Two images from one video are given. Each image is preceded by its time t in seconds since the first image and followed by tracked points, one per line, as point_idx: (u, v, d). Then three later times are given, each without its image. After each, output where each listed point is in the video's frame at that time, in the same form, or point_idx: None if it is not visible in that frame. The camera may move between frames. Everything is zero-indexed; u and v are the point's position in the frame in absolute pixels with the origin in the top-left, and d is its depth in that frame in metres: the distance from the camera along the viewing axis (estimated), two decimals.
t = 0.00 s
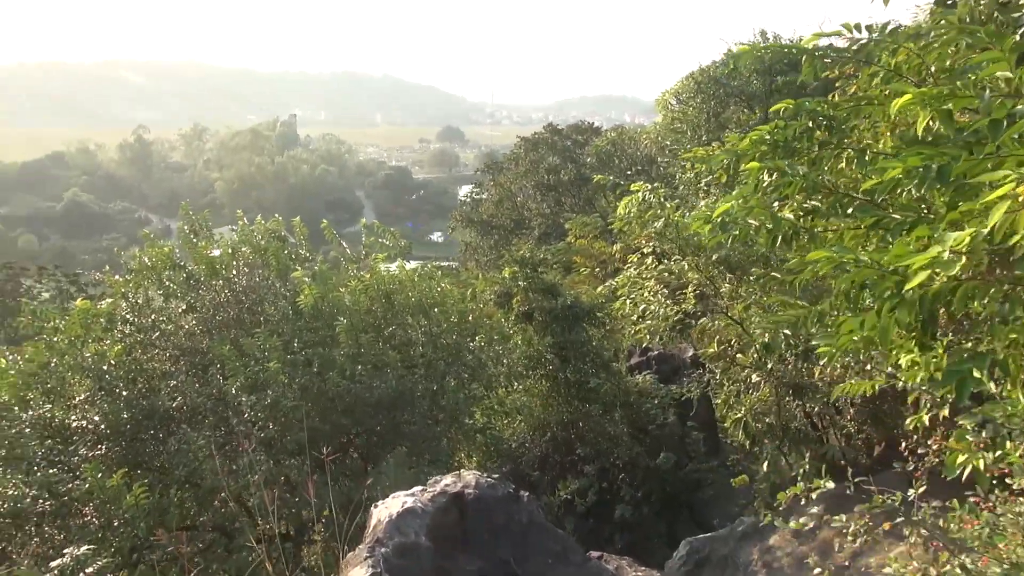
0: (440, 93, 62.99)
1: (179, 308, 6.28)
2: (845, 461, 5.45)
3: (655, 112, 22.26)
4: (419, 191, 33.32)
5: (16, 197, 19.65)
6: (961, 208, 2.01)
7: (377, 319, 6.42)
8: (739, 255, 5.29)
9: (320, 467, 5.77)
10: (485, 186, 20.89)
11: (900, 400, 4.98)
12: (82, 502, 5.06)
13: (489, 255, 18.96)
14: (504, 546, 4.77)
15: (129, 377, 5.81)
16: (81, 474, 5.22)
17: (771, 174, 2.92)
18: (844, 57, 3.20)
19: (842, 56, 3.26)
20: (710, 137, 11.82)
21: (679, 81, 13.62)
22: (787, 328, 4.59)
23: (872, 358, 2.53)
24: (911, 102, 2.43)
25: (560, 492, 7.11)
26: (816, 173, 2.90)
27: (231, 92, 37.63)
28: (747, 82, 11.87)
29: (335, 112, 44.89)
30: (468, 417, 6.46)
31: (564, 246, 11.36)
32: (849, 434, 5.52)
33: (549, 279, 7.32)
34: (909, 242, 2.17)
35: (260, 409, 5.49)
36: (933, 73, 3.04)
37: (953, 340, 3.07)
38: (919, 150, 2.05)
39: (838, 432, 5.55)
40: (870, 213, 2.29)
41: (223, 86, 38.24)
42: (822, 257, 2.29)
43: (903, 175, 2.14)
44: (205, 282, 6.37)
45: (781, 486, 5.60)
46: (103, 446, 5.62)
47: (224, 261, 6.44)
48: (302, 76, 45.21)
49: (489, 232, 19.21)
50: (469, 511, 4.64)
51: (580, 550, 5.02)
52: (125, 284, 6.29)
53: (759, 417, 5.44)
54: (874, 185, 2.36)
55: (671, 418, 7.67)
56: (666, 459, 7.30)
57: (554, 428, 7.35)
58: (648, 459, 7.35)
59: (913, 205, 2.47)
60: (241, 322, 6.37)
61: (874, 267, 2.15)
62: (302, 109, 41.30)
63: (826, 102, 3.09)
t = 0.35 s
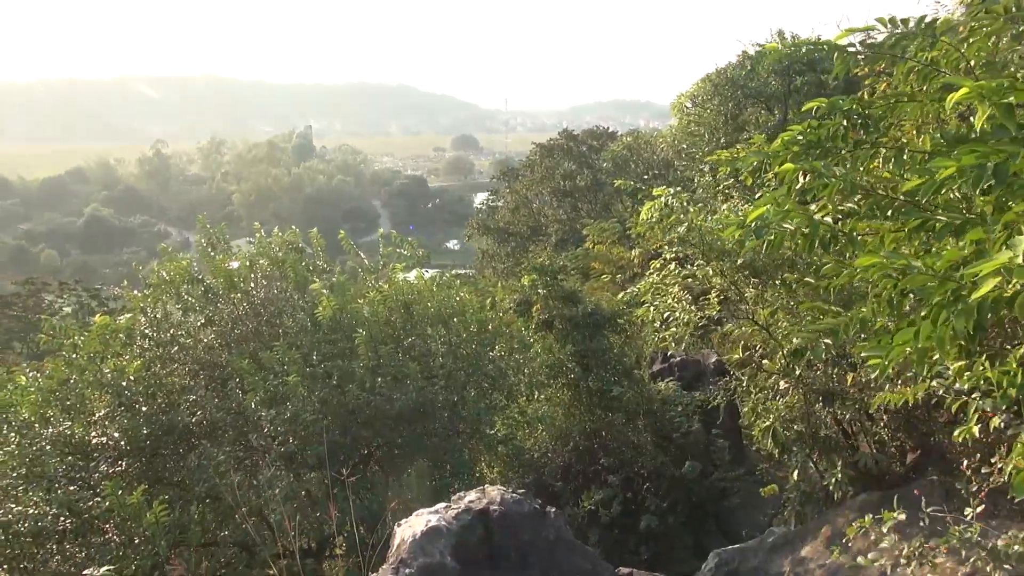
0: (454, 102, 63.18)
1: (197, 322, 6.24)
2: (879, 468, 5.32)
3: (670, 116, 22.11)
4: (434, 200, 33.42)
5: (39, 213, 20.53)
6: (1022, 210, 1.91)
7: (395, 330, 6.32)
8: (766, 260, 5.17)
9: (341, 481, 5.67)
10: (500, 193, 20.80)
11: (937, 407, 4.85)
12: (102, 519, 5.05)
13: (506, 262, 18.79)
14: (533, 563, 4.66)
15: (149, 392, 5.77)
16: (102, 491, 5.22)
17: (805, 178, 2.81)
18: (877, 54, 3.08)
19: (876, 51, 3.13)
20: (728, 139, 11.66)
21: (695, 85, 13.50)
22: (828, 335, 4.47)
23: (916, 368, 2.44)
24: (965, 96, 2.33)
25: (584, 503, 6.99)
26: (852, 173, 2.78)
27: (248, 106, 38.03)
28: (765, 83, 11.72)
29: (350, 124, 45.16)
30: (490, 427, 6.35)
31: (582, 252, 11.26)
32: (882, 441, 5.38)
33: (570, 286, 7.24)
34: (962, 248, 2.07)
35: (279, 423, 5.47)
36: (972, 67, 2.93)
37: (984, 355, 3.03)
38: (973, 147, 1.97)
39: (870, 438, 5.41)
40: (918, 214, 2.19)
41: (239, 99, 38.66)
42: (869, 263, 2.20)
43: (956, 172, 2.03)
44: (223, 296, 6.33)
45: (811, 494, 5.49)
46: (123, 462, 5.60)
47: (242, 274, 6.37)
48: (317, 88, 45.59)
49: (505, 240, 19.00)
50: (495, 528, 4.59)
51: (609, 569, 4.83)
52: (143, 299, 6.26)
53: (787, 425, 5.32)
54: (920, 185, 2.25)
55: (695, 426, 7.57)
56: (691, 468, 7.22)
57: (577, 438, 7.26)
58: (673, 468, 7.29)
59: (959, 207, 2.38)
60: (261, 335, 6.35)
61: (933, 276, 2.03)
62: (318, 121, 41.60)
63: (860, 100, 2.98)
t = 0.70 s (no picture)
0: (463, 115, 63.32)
1: (204, 337, 6.17)
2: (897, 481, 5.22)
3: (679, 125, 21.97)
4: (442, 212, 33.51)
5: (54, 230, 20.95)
6: None
7: (404, 344, 6.19)
8: (781, 269, 5.06)
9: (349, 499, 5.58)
10: (508, 205, 20.72)
11: (963, 418, 4.71)
12: (106, 539, 5.00)
13: (515, 274, 18.64)
14: None
15: (155, 410, 5.69)
16: (106, 511, 5.17)
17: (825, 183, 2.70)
18: (900, 52, 2.94)
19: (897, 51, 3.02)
20: (738, 147, 11.53)
21: (702, 93, 13.42)
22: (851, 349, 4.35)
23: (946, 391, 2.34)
24: (1000, 93, 2.22)
25: (596, 519, 6.89)
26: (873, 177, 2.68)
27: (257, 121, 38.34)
28: (775, 90, 11.60)
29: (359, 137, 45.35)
30: (500, 442, 6.24)
31: (591, 262, 11.17)
32: (903, 456, 5.26)
33: (580, 297, 7.15)
34: (1001, 257, 1.97)
35: (286, 440, 5.41)
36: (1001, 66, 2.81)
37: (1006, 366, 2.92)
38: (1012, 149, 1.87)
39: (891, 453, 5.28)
40: (947, 221, 2.08)
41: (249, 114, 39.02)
42: (904, 273, 2.08)
43: (992, 176, 1.92)
44: (229, 310, 6.24)
45: (829, 510, 5.37)
46: (129, 481, 5.58)
47: (248, 288, 6.30)
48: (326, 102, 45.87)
49: (514, 251, 18.82)
50: (505, 550, 4.48)
51: None
52: (148, 315, 6.13)
53: (805, 438, 5.15)
54: (950, 190, 2.14)
55: (709, 439, 7.39)
56: (706, 482, 7.02)
57: (588, 451, 7.16)
58: (687, 482, 7.10)
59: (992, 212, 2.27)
60: (267, 351, 6.25)
61: (970, 286, 1.93)
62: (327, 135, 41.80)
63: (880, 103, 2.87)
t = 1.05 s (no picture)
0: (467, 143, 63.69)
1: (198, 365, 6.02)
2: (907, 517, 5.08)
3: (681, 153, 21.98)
4: (445, 239, 33.58)
5: (60, 257, 21.16)
6: None
7: (403, 373, 6.03)
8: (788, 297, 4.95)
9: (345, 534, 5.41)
10: (511, 232, 20.70)
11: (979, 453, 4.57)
12: None
13: (518, 301, 18.57)
14: None
15: (146, 440, 5.57)
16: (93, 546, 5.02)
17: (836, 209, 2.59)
18: (912, 74, 2.84)
19: (908, 74, 2.92)
20: (741, 174, 11.48)
21: (704, 120, 13.42)
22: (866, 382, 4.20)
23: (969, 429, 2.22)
24: (1021, 116, 2.12)
25: (599, 555, 6.70)
26: (885, 202, 2.57)
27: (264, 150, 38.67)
28: (778, 117, 11.56)
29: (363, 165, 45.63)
30: (501, 474, 6.08)
31: (594, 289, 11.08)
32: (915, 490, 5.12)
33: (582, 325, 7.05)
34: None
35: (279, 472, 5.26)
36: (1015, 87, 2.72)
37: None
38: None
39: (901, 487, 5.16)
40: (969, 248, 1.97)
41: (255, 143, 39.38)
42: (928, 304, 1.96)
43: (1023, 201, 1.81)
44: (225, 338, 6.10)
45: (839, 546, 5.21)
46: (117, 514, 5.44)
47: (244, 314, 6.15)
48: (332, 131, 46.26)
49: (517, 277, 18.82)
50: None
51: None
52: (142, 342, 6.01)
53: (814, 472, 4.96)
54: (971, 215, 2.03)
55: (715, 471, 7.20)
56: (711, 516, 6.84)
57: (591, 484, 6.99)
58: (692, 516, 6.91)
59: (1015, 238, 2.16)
60: (264, 380, 6.13)
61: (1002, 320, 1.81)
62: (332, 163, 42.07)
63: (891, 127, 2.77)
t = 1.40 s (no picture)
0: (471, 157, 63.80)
1: (194, 379, 5.92)
2: (916, 539, 4.95)
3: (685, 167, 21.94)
4: (448, 252, 33.58)
5: (64, 269, 21.17)
6: None
7: (401, 388, 5.92)
8: (794, 314, 4.84)
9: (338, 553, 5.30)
10: (514, 245, 20.66)
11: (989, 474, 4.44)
12: None
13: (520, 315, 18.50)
14: None
15: (137, 455, 5.48)
16: (81, 564, 4.92)
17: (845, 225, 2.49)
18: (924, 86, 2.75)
19: (922, 85, 2.82)
20: (746, 189, 11.39)
21: (708, 135, 13.36)
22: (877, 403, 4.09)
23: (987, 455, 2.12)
24: None
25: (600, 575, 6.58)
26: (897, 217, 2.48)
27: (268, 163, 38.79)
28: (783, 132, 11.49)
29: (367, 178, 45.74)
30: (499, 492, 5.96)
31: (596, 304, 11.00)
32: (922, 511, 5.01)
33: (584, 340, 7.00)
34: None
35: (272, 490, 5.14)
36: None
37: None
38: None
39: (908, 508, 5.05)
40: (987, 266, 1.88)
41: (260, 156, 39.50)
42: (949, 327, 1.87)
43: None
44: (221, 351, 5.98)
45: (846, 569, 5.07)
46: (107, 531, 5.33)
47: (240, 327, 6.01)
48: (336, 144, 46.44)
49: (520, 291, 18.75)
50: None
51: None
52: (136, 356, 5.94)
53: (820, 491, 4.87)
54: (990, 231, 1.94)
55: (718, 489, 7.07)
56: (715, 536, 6.71)
57: (591, 502, 6.87)
58: (695, 536, 6.78)
59: None
60: (260, 395, 6.04)
61: None
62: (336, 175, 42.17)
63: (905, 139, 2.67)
